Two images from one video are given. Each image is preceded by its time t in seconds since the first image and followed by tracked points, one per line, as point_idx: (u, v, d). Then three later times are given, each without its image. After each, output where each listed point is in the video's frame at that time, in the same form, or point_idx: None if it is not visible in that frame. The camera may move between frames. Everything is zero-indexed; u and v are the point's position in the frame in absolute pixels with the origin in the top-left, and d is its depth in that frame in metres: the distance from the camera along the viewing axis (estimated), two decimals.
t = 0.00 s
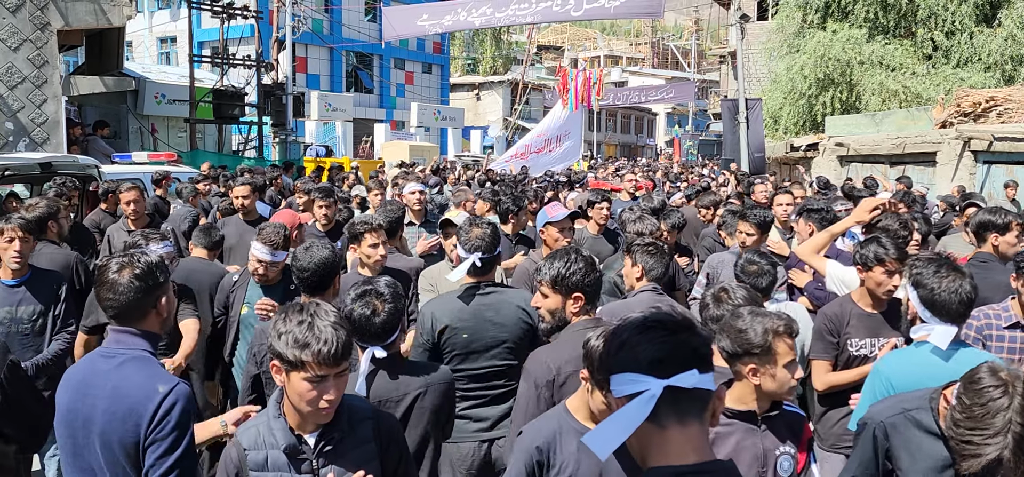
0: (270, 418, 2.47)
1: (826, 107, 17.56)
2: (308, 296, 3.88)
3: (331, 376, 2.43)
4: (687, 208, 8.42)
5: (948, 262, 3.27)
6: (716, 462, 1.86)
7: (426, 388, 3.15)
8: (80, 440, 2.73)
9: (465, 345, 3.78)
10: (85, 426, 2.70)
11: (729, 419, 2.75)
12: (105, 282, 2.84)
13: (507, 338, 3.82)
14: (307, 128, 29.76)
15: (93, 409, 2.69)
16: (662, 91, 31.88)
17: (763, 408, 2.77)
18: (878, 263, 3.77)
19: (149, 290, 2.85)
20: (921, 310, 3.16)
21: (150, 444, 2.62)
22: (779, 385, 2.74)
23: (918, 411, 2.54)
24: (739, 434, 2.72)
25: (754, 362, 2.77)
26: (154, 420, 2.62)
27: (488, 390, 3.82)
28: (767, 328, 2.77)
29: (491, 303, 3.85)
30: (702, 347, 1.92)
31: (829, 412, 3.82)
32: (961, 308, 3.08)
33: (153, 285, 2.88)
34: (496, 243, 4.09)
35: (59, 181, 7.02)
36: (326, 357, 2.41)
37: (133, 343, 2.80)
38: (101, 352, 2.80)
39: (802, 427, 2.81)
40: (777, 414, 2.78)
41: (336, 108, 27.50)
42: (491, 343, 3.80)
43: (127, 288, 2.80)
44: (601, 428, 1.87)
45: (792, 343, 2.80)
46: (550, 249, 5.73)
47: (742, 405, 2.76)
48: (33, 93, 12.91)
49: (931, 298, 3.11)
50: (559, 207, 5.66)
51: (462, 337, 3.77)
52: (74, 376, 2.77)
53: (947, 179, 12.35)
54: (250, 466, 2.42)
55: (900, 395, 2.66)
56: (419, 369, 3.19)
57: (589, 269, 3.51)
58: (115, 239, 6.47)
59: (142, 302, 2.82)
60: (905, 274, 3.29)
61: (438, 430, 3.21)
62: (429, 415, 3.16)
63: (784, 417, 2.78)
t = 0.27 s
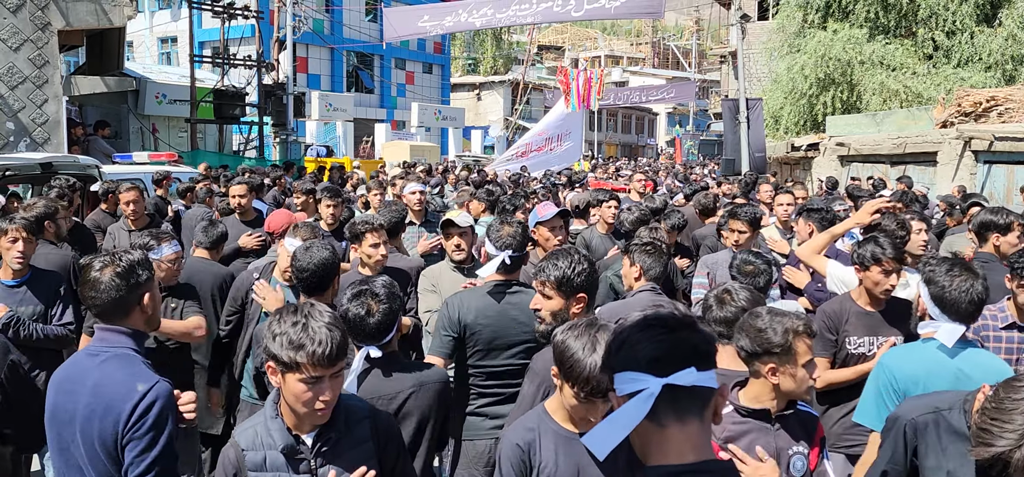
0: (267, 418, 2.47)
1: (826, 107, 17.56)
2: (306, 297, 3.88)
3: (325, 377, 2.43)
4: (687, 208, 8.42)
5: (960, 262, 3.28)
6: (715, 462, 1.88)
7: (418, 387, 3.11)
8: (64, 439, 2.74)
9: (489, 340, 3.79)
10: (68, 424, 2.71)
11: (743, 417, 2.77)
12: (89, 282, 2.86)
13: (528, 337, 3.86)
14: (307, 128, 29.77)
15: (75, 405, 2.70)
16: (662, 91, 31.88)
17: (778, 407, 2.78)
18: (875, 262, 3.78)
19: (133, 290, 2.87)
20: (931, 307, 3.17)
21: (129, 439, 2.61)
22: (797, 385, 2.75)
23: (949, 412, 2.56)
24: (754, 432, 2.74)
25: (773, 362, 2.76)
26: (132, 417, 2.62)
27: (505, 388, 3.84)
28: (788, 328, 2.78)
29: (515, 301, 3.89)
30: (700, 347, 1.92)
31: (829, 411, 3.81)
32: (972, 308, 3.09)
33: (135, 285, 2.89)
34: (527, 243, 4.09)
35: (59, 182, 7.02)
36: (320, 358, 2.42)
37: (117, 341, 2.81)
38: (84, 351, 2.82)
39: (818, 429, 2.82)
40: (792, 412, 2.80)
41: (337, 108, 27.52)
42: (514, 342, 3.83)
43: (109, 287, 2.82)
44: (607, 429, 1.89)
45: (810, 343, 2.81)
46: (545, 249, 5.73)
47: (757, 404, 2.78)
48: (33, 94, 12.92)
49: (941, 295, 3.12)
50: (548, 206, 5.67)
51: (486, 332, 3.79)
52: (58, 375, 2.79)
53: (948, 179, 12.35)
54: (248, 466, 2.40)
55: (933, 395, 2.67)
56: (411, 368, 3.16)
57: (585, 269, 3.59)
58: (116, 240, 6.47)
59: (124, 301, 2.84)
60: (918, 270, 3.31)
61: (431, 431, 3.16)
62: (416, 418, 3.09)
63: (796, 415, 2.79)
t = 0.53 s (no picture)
0: (267, 418, 2.47)
1: (828, 107, 17.55)
2: (308, 298, 3.88)
3: (323, 378, 2.43)
4: (688, 208, 8.42)
5: (963, 263, 3.29)
6: (715, 464, 1.88)
7: (404, 391, 3.03)
8: (61, 437, 2.73)
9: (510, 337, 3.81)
10: (66, 422, 2.71)
11: (751, 417, 2.75)
12: (72, 282, 2.82)
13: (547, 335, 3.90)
14: (308, 128, 29.77)
15: (74, 404, 2.70)
16: (663, 91, 31.84)
17: (785, 406, 2.78)
18: (864, 257, 3.80)
19: (116, 287, 2.83)
20: (937, 306, 3.18)
21: (136, 433, 2.65)
22: (804, 384, 2.76)
23: (964, 417, 2.57)
24: (761, 432, 2.71)
25: (778, 361, 2.77)
26: (139, 410, 2.65)
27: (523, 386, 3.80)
28: (792, 327, 2.79)
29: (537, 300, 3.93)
30: (704, 349, 1.93)
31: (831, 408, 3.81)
32: (976, 308, 3.07)
33: (119, 282, 2.84)
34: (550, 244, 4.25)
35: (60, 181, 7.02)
36: (317, 360, 2.41)
37: (107, 338, 2.80)
38: (74, 349, 2.80)
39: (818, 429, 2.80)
40: (799, 412, 2.78)
41: (338, 108, 27.53)
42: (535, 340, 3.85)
43: (93, 286, 2.78)
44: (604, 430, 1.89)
45: (814, 341, 2.83)
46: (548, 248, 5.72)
47: (763, 403, 2.78)
48: (35, 93, 12.94)
49: (944, 295, 3.13)
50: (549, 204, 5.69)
51: (508, 327, 3.82)
52: (50, 373, 2.77)
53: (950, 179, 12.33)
54: (247, 467, 2.39)
55: (949, 399, 2.68)
56: (402, 369, 3.10)
57: (593, 268, 3.58)
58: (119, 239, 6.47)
59: (108, 299, 2.81)
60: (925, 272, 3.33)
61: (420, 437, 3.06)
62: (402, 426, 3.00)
63: (803, 416, 2.78)
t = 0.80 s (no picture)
0: (268, 418, 2.47)
1: (830, 106, 17.52)
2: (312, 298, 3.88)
3: (327, 379, 2.43)
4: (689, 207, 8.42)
5: (958, 259, 3.26)
6: (716, 464, 1.90)
7: (393, 398, 3.03)
8: (74, 435, 2.71)
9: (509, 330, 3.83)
10: (80, 419, 2.70)
11: (746, 418, 2.76)
12: (79, 282, 2.85)
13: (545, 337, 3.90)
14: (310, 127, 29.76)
15: (91, 400, 2.70)
16: (665, 91, 31.81)
17: (777, 405, 2.77)
18: (857, 258, 3.79)
19: (121, 286, 2.89)
20: (932, 305, 3.16)
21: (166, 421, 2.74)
22: (793, 384, 2.76)
23: (970, 420, 2.57)
24: (760, 431, 2.73)
25: (768, 362, 2.76)
26: (167, 402, 2.74)
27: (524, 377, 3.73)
28: (780, 328, 2.77)
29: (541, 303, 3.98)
30: (709, 347, 1.93)
31: (829, 409, 3.84)
32: (972, 306, 3.06)
33: (124, 281, 2.91)
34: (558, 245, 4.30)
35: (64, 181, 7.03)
36: (322, 361, 2.41)
37: (116, 335, 2.83)
38: (80, 348, 2.80)
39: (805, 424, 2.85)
40: (791, 409, 2.81)
41: (340, 107, 27.55)
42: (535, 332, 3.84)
43: (99, 286, 2.83)
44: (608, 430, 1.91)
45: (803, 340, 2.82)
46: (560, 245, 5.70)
47: (760, 404, 2.76)
48: (37, 93, 12.96)
49: (938, 293, 3.11)
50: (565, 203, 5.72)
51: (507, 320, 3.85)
52: (56, 373, 2.74)
53: (952, 178, 12.33)
54: (248, 466, 2.41)
55: (954, 401, 2.68)
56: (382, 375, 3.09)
57: (600, 267, 3.57)
58: (123, 238, 6.49)
59: (115, 298, 2.86)
60: (917, 269, 3.29)
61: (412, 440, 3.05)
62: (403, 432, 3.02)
63: (794, 414, 2.81)
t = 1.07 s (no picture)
0: (267, 416, 2.47)
1: (832, 105, 17.51)
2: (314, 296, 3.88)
3: (327, 378, 2.43)
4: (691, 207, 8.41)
5: (944, 258, 3.29)
6: (712, 464, 1.94)
7: (393, 392, 3.06)
8: (93, 431, 2.70)
9: (493, 338, 3.84)
10: (101, 415, 2.69)
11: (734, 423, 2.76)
12: (107, 278, 2.87)
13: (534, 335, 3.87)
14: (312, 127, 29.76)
15: (114, 397, 2.70)
16: (667, 90, 31.79)
17: (762, 409, 2.80)
18: (849, 260, 3.83)
19: (150, 286, 2.91)
20: (923, 306, 3.17)
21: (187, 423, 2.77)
22: (775, 388, 2.75)
23: (969, 420, 2.54)
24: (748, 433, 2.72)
25: (748, 368, 2.75)
26: (190, 404, 2.76)
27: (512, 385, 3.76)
28: (759, 331, 2.73)
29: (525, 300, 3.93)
30: (707, 348, 1.96)
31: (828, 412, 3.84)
32: (962, 304, 3.09)
33: (151, 280, 2.93)
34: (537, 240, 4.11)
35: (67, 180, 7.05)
36: (321, 360, 2.41)
37: (140, 334, 2.83)
38: (103, 344, 2.79)
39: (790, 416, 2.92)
40: (777, 408, 2.85)
41: (341, 107, 27.55)
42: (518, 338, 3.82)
43: (130, 284, 2.85)
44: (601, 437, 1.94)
45: (783, 343, 2.75)
46: (566, 244, 5.71)
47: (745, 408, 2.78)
48: (39, 92, 12.97)
49: (928, 294, 3.13)
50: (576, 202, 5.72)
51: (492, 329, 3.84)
52: (78, 368, 2.74)
53: (954, 178, 12.32)
54: (247, 465, 2.40)
55: (954, 401, 2.65)
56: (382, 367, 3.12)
57: (605, 267, 3.62)
58: (124, 238, 6.50)
59: (145, 297, 2.88)
60: (906, 272, 3.29)
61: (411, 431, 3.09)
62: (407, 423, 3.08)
63: (779, 413, 2.85)
